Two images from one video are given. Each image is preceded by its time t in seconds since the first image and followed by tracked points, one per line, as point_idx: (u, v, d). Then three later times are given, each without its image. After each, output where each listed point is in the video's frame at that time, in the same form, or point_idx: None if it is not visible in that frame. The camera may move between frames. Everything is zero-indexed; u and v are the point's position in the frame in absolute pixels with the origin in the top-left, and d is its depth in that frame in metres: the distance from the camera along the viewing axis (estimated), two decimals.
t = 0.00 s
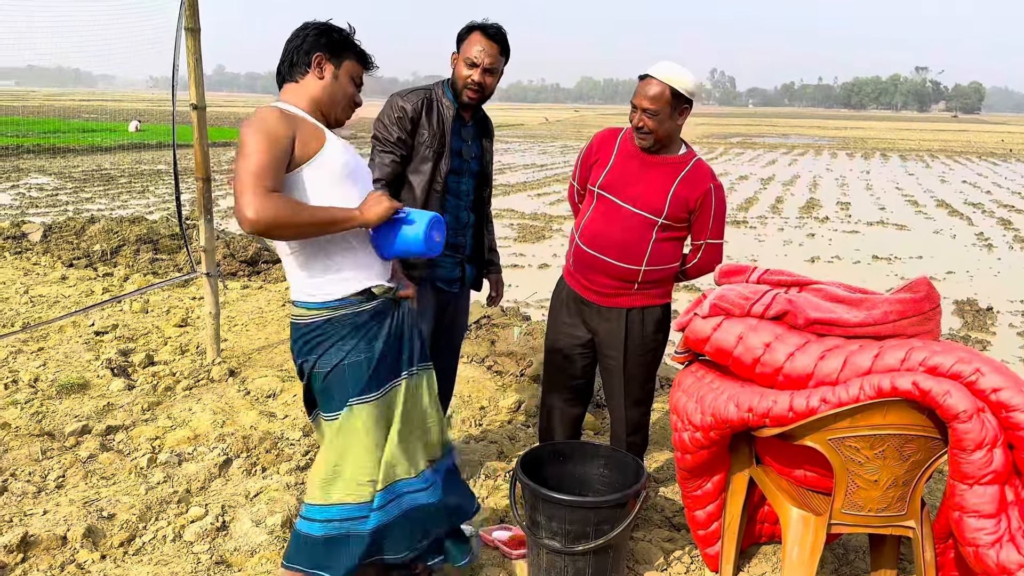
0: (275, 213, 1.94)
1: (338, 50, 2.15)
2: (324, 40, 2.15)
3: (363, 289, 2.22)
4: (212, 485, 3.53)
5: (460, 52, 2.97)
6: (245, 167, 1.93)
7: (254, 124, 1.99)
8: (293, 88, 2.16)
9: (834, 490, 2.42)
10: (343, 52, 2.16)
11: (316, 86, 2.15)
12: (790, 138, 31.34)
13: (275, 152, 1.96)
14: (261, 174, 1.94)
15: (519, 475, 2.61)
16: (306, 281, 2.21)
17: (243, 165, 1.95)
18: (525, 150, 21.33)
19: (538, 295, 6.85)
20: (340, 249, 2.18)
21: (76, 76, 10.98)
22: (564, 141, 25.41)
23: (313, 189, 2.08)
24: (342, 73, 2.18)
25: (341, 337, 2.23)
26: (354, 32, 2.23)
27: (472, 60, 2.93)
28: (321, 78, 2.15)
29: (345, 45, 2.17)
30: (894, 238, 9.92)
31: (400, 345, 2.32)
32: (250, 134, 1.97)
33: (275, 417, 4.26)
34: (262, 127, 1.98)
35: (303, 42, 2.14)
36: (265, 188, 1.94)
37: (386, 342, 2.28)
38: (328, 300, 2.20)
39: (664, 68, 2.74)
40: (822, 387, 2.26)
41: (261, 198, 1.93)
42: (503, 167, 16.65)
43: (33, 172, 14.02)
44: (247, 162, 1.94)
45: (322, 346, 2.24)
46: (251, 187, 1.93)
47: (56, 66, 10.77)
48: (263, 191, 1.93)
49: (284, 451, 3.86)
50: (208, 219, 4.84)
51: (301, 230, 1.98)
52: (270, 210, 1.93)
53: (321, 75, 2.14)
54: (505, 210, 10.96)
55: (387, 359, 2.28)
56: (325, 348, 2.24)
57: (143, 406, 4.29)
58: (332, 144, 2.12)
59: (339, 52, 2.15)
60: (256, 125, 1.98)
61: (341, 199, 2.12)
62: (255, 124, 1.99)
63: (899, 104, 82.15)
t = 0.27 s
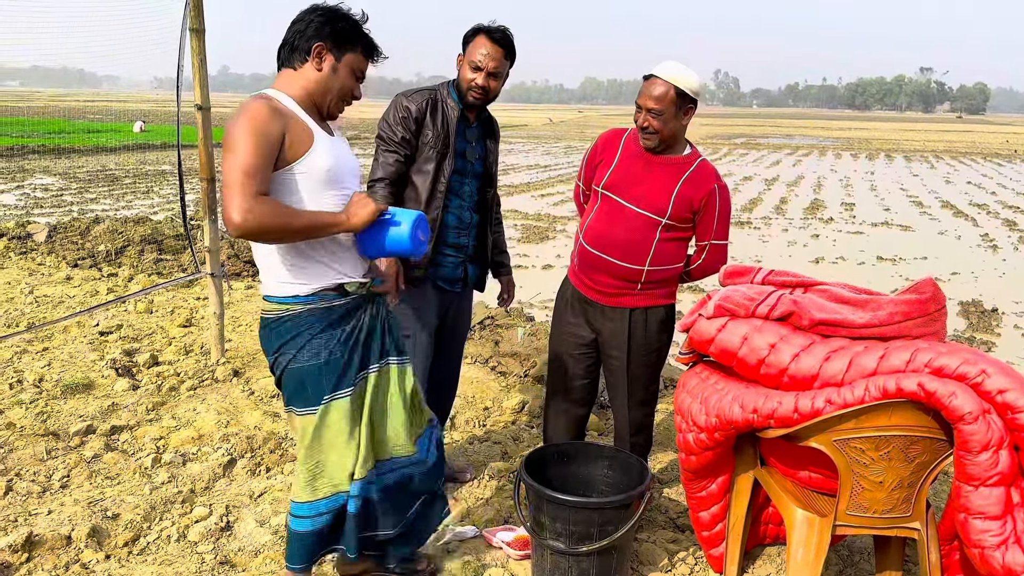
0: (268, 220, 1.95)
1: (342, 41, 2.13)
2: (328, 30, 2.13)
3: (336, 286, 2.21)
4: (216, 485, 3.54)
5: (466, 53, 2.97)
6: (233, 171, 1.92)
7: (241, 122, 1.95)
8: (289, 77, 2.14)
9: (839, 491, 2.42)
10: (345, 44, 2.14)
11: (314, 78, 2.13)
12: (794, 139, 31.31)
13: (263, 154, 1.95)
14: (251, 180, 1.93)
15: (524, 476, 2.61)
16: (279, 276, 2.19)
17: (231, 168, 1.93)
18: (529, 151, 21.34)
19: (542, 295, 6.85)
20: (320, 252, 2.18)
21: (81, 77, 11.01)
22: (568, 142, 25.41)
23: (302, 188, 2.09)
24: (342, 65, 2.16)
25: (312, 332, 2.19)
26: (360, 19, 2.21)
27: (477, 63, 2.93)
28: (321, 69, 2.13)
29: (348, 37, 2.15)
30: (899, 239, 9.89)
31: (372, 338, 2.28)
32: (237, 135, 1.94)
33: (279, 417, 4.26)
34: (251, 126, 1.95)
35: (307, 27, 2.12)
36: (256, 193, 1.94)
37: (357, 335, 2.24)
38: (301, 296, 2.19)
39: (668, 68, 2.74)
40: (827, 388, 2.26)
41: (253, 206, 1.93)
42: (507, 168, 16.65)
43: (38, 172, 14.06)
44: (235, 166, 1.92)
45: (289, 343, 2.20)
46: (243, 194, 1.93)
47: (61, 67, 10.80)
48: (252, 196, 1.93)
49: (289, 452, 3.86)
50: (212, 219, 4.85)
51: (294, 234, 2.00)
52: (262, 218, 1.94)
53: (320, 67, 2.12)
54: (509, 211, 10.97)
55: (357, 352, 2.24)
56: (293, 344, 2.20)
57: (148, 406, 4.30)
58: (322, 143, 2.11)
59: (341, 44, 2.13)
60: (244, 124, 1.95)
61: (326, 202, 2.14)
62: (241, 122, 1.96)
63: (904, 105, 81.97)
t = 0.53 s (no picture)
0: (284, 235, 1.95)
1: (355, 60, 2.12)
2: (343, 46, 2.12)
3: (326, 293, 2.19)
4: (220, 485, 3.54)
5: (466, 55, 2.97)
6: (243, 190, 1.92)
7: (246, 138, 1.95)
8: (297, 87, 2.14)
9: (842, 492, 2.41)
10: (357, 64, 2.14)
11: (321, 92, 2.13)
12: (797, 139, 31.29)
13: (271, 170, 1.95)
14: (264, 196, 1.93)
15: (527, 476, 2.61)
16: (269, 281, 2.19)
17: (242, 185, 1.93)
18: (531, 151, 21.34)
19: (545, 295, 6.85)
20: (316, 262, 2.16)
21: (85, 77, 11.04)
22: (570, 142, 25.41)
23: (304, 203, 2.09)
24: (351, 84, 2.15)
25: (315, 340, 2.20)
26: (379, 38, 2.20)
27: (476, 63, 2.92)
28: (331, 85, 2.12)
29: (361, 57, 2.14)
30: (902, 240, 9.87)
31: (377, 345, 2.30)
32: (243, 151, 1.94)
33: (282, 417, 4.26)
34: (258, 141, 1.95)
35: (323, 40, 2.11)
36: (269, 210, 1.94)
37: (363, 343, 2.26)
38: (287, 302, 2.17)
39: (674, 68, 2.74)
40: (831, 388, 2.25)
41: (269, 222, 1.93)
42: (510, 168, 16.65)
43: (41, 172, 14.09)
44: (246, 183, 1.92)
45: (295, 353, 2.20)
46: (257, 210, 1.92)
47: (65, 67, 10.82)
48: (265, 214, 1.93)
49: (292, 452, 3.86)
50: (216, 219, 4.85)
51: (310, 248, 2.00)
52: (279, 234, 1.94)
53: (327, 83, 2.11)
54: (512, 211, 10.97)
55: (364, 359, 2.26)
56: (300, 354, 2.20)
57: (151, 406, 4.31)
58: (324, 158, 2.11)
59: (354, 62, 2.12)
60: (249, 139, 1.95)
61: (326, 219, 2.13)
62: (245, 137, 1.96)
63: (907, 105, 81.85)
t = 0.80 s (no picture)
0: (260, 265, 1.98)
1: (382, 85, 2.11)
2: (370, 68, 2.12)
3: (314, 309, 2.17)
4: (221, 484, 3.54)
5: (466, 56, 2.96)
6: (234, 210, 1.94)
7: (252, 157, 1.94)
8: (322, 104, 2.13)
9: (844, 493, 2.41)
10: (384, 89, 2.13)
11: (346, 115, 2.12)
12: (799, 138, 31.26)
13: (265, 195, 1.94)
14: (250, 222, 1.94)
15: (529, 476, 2.60)
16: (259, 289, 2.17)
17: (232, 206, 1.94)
18: (533, 151, 21.34)
19: (546, 296, 6.85)
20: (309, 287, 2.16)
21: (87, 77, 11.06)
22: (572, 141, 25.41)
23: (298, 228, 2.09)
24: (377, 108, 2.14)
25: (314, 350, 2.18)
26: (406, 62, 2.19)
27: (476, 65, 2.92)
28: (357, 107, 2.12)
29: (388, 82, 2.13)
30: (904, 240, 9.85)
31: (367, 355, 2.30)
32: (244, 171, 1.94)
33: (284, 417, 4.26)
34: (260, 164, 1.93)
35: (351, 62, 2.10)
36: (252, 237, 1.96)
37: (358, 353, 2.27)
38: (278, 312, 2.15)
39: (677, 69, 2.72)
40: (833, 388, 2.25)
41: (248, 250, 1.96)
42: (511, 168, 16.66)
43: (44, 171, 14.11)
44: (236, 206, 1.94)
45: (291, 363, 2.18)
46: (239, 236, 1.95)
47: (67, 67, 10.83)
48: (249, 239, 1.95)
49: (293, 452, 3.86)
50: (218, 219, 4.86)
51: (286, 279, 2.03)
52: (255, 263, 1.97)
53: (352, 107, 2.11)
54: (514, 211, 10.97)
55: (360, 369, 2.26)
56: (296, 365, 2.18)
57: (153, 406, 4.31)
58: (331, 185, 2.09)
59: (379, 86, 2.11)
60: (254, 160, 1.93)
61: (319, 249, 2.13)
62: (250, 156, 1.94)
63: (910, 105, 81.76)
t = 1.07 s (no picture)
0: (247, 254, 2.02)
1: (422, 94, 2.12)
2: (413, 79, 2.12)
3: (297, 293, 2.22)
4: (223, 483, 3.55)
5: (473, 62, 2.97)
6: (241, 196, 1.99)
7: (275, 149, 1.98)
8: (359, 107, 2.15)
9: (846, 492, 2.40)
10: (427, 99, 2.14)
11: (383, 122, 2.13)
12: (801, 138, 31.22)
13: (274, 188, 1.99)
14: (251, 209, 1.99)
15: (530, 475, 2.60)
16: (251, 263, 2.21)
17: (240, 190, 2.00)
18: (535, 151, 21.33)
19: (548, 295, 6.84)
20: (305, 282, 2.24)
21: (89, 76, 11.07)
22: (573, 140, 25.39)
23: (311, 223, 2.14)
24: (416, 118, 2.15)
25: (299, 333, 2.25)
26: (447, 73, 2.19)
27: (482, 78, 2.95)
28: (397, 116, 2.13)
29: (429, 93, 2.14)
30: (906, 239, 9.84)
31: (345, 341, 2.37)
32: (262, 161, 1.99)
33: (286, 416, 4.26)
34: (278, 160, 1.97)
35: (393, 70, 2.12)
36: (249, 224, 2.01)
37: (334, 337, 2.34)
38: (267, 291, 2.21)
39: (677, 80, 2.65)
40: (835, 388, 2.25)
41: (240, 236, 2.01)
42: (513, 167, 16.65)
43: (46, 171, 14.12)
44: (243, 191, 1.99)
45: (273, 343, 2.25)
46: (235, 220, 2.00)
47: (68, 66, 10.84)
48: (251, 228, 2.01)
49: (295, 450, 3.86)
50: (220, 218, 4.86)
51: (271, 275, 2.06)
52: (243, 250, 2.01)
53: (390, 116, 2.12)
54: (515, 210, 10.96)
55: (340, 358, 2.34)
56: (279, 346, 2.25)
57: (155, 405, 4.32)
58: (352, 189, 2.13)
59: (421, 96, 2.12)
60: (275, 152, 1.98)
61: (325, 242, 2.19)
62: (274, 148, 1.99)
63: (912, 104, 81.66)
